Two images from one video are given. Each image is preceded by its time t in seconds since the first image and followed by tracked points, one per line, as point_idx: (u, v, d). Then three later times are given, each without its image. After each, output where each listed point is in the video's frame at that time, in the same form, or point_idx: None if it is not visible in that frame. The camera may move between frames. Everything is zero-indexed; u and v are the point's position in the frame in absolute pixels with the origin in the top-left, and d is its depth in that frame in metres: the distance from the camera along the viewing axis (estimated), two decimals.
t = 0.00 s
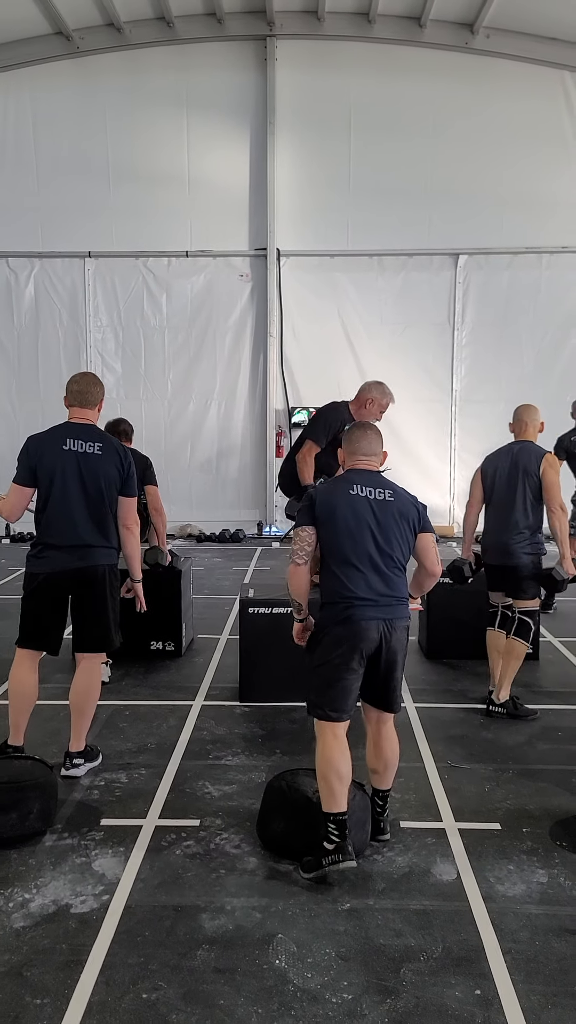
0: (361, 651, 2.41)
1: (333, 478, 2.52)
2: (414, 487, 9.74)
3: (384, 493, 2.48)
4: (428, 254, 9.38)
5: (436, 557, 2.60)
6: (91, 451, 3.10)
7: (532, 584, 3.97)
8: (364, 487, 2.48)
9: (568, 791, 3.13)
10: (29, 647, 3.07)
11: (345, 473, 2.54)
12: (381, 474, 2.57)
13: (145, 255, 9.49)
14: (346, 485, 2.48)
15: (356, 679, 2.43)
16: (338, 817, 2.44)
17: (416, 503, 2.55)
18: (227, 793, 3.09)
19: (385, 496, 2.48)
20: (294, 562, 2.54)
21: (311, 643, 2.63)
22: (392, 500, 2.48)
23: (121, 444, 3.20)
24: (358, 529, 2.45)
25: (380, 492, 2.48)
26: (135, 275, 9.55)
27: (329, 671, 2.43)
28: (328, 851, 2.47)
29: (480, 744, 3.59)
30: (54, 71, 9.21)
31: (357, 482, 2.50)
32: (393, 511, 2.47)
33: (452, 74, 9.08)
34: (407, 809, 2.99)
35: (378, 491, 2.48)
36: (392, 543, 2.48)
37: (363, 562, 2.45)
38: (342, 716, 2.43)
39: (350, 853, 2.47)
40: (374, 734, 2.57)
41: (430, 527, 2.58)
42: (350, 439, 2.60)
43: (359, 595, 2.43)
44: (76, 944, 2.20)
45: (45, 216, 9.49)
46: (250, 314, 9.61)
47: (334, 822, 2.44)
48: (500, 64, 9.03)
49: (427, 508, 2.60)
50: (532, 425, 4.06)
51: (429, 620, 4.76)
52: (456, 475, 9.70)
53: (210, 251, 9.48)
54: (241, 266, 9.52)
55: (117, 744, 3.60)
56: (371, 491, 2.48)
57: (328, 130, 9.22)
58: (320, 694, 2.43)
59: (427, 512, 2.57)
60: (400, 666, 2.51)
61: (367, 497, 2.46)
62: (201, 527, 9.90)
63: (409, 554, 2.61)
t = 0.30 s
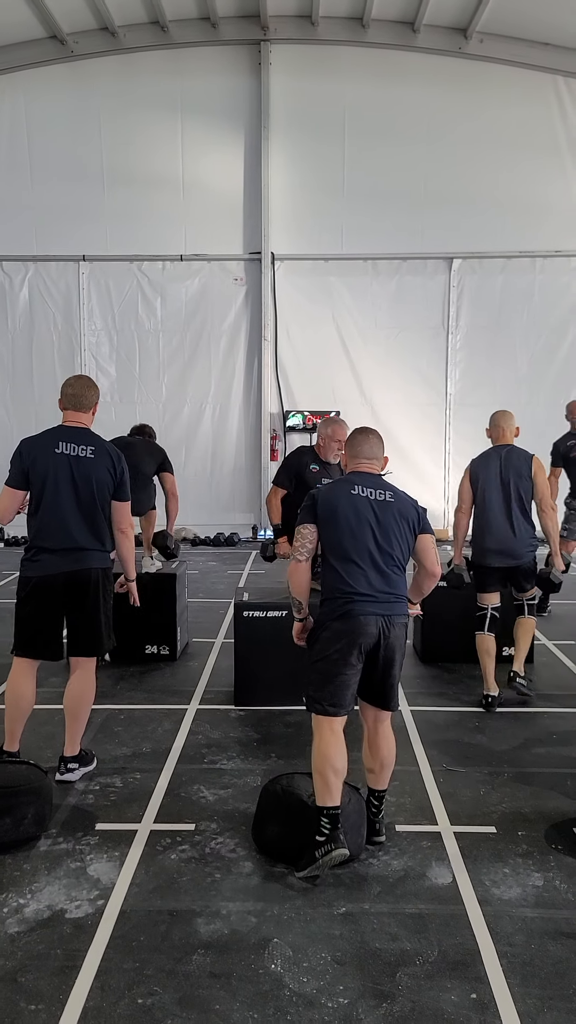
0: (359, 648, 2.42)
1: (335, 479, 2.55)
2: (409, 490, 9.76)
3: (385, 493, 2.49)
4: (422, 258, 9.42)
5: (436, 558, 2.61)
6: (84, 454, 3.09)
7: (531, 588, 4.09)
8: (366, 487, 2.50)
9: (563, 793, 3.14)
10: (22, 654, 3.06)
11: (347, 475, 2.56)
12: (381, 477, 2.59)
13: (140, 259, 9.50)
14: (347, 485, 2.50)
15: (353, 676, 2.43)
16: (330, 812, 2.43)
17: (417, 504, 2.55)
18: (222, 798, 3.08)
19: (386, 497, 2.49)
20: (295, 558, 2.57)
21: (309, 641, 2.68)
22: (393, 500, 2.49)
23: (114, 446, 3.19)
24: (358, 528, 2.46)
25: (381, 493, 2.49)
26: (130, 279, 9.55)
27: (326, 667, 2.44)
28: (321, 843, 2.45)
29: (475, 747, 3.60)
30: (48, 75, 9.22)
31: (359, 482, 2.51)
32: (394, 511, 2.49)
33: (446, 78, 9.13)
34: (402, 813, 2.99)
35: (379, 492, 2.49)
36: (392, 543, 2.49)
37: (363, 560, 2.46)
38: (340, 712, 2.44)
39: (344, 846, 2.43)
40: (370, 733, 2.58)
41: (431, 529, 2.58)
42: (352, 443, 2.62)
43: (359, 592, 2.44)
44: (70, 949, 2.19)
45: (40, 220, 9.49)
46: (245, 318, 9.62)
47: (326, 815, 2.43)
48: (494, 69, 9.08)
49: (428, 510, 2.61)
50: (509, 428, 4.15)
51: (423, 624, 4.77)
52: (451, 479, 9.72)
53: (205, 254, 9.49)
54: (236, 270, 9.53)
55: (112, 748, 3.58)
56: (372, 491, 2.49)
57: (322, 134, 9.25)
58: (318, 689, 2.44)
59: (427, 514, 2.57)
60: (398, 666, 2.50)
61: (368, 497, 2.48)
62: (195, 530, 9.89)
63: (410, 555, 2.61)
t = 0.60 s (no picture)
0: (358, 649, 2.42)
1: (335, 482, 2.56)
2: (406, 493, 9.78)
3: (385, 496, 2.50)
4: (418, 261, 9.44)
5: (436, 561, 2.61)
6: (81, 457, 3.10)
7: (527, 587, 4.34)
8: (365, 491, 2.51)
9: (560, 795, 3.14)
10: (19, 658, 3.04)
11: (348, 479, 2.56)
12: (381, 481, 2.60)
13: (136, 262, 9.50)
14: (348, 488, 2.51)
15: (352, 677, 2.43)
16: (326, 812, 2.43)
17: (416, 508, 2.56)
18: (219, 800, 3.08)
19: (385, 500, 2.50)
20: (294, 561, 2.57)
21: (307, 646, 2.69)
22: (393, 504, 2.50)
23: (110, 451, 3.21)
24: (358, 530, 2.46)
25: (381, 496, 2.50)
26: (126, 282, 9.56)
27: (325, 667, 2.43)
28: (315, 847, 2.45)
29: (471, 749, 3.60)
30: (44, 78, 9.22)
31: (359, 485, 2.52)
32: (394, 514, 2.49)
33: (442, 81, 9.15)
34: (399, 815, 2.99)
35: (379, 495, 2.50)
36: (392, 545, 2.49)
37: (363, 562, 2.47)
38: (338, 713, 2.43)
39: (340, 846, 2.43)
40: (369, 737, 2.58)
41: (430, 533, 2.59)
42: (354, 447, 2.63)
43: (358, 593, 2.45)
44: (68, 952, 2.18)
45: (36, 223, 9.49)
46: (241, 321, 9.62)
47: (321, 815, 2.43)
48: (489, 72, 9.11)
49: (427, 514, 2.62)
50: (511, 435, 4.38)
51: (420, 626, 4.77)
52: (447, 481, 9.74)
53: (201, 257, 9.49)
54: (232, 273, 9.54)
55: (109, 751, 3.58)
56: (372, 494, 2.50)
57: (319, 138, 9.27)
58: (316, 691, 2.43)
59: (427, 518, 2.58)
60: (396, 668, 2.50)
61: (368, 500, 2.48)
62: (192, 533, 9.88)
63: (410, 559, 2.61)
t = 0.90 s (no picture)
0: (357, 649, 2.41)
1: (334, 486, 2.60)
2: (404, 493, 9.78)
3: (384, 499, 2.53)
4: (416, 261, 9.44)
5: (435, 566, 2.62)
6: (81, 457, 3.10)
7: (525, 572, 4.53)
8: (364, 494, 2.54)
9: (559, 795, 3.14)
10: (19, 659, 3.03)
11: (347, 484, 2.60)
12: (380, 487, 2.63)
13: (135, 262, 9.50)
14: (347, 490, 2.54)
15: (352, 677, 2.42)
16: (322, 815, 2.42)
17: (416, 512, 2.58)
18: (218, 800, 3.08)
19: (384, 503, 2.53)
20: (293, 565, 2.58)
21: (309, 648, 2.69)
22: (392, 506, 2.53)
23: (109, 451, 3.22)
24: (358, 531, 2.48)
25: (379, 499, 2.53)
26: (124, 282, 9.55)
27: (325, 667, 2.43)
28: (311, 851, 2.46)
29: (469, 750, 3.60)
30: (43, 78, 9.21)
31: (358, 489, 2.56)
32: (393, 516, 2.51)
33: (441, 82, 9.16)
34: (397, 815, 2.99)
35: (378, 498, 2.53)
36: (391, 547, 2.51)
37: (362, 562, 2.48)
38: (338, 714, 2.43)
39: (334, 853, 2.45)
40: (368, 741, 2.58)
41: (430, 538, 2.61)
42: (354, 454, 2.68)
43: (358, 594, 2.45)
44: (66, 952, 2.18)
45: (34, 223, 9.48)
46: (240, 321, 9.63)
47: (319, 820, 2.42)
48: (488, 73, 9.12)
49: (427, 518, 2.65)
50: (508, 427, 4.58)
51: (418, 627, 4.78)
52: (445, 482, 9.75)
53: (200, 258, 9.49)
54: (230, 273, 9.54)
55: (107, 752, 3.57)
56: (371, 497, 2.53)
57: (318, 138, 9.28)
58: (316, 690, 2.43)
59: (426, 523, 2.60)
60: (394, 671, 2.49)
61: (367, 502, 2.51)
62: (191, 533, 9.88)
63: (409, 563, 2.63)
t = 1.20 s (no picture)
0: (352, 658, 2.41)
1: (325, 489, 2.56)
2: (402, 496, 9.79)
3: (376, 504, 2.51)
4: (414, 264, 9.46)
5: (428, 572, 2.60)
6: (80, 460, 3.10)
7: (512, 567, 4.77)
8: (356, 498, 2.52)
9: (556, 798, 3.15)
10: (18, 661, 3.03)
11: (338, 486, 2.57)
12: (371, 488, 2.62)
13: (133, 265, 9.50)
14: (339, 495, 2.51)
15: (347, 686, 2.42)
16: (324, 828, 2.43)
17: (407, 516, 2.57)
18: (215, 803, 3.08)
19: (376, 508, 2.51)
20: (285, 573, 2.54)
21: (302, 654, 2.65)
22: (384, 511, 2.51)
23: (108, 454, 3.22)
24: (351, 538, 2.46)
25: (371, 504, 2.51)
26: (122, 285, 9.56)
27: (319, 677, 2.42)
28: (313, 865, 2.48)
29: (467, 753, 3.60)
30: (41, 81, 9.22)
31: (349, 493, 2.53)
32: (385, 521, 2.49)
33: (438, 85, 9.18)
34: (395, 818, 2.99)
35: (369, 502, 2.51)
36: (383, 553, 2.49)
37: (355, 570, 2.47)
38: (334, 724, 2.42)
39: (336, 869, 2.48)
40: (364, 747, 2.57)
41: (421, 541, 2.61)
42: (341, 455, 2.66)
43: (352, 602, 2.44)
44: (62, 956, 2.17)
45: (32, 226, 9.48)
46: (238, 323, 9.64)
47: (320, 835, 2.43)
48: (486, 76, 9.15)
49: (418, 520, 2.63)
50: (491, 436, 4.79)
51: (415, 630, 4.78)
52: (443, 484, 9.76)
53: (197, 261, 9.50)
54: (228, 276, 9.55)
55: (104, 754, 3.57)
56: (363, 502, 2.51)
57: (315, 141, 9.30)
58: (311, 700, 2.42)
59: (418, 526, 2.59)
60: (388, 677, 2.50)
61: (359, 508, 2.49)
62: (188, 536, 9.89)
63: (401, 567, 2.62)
